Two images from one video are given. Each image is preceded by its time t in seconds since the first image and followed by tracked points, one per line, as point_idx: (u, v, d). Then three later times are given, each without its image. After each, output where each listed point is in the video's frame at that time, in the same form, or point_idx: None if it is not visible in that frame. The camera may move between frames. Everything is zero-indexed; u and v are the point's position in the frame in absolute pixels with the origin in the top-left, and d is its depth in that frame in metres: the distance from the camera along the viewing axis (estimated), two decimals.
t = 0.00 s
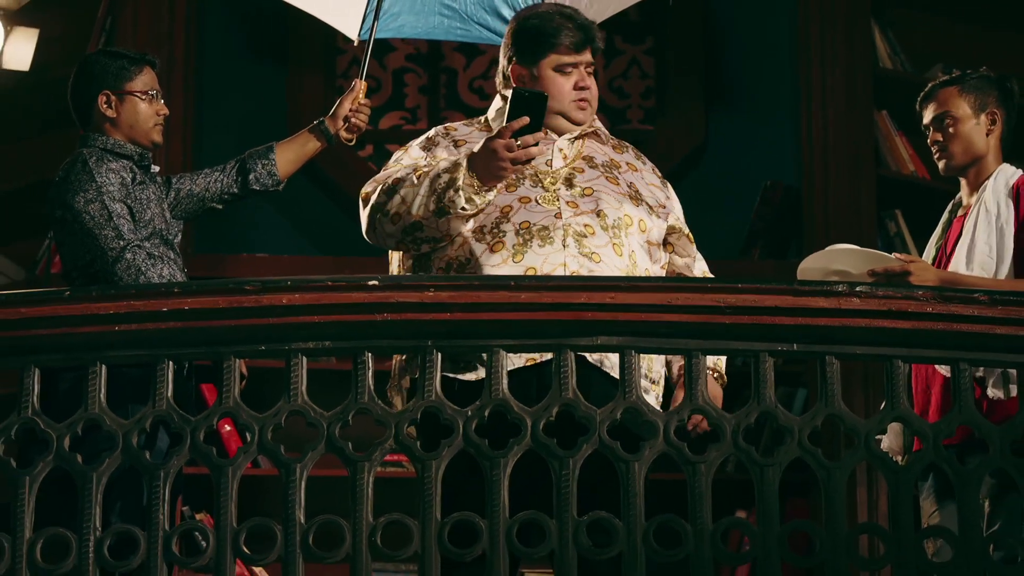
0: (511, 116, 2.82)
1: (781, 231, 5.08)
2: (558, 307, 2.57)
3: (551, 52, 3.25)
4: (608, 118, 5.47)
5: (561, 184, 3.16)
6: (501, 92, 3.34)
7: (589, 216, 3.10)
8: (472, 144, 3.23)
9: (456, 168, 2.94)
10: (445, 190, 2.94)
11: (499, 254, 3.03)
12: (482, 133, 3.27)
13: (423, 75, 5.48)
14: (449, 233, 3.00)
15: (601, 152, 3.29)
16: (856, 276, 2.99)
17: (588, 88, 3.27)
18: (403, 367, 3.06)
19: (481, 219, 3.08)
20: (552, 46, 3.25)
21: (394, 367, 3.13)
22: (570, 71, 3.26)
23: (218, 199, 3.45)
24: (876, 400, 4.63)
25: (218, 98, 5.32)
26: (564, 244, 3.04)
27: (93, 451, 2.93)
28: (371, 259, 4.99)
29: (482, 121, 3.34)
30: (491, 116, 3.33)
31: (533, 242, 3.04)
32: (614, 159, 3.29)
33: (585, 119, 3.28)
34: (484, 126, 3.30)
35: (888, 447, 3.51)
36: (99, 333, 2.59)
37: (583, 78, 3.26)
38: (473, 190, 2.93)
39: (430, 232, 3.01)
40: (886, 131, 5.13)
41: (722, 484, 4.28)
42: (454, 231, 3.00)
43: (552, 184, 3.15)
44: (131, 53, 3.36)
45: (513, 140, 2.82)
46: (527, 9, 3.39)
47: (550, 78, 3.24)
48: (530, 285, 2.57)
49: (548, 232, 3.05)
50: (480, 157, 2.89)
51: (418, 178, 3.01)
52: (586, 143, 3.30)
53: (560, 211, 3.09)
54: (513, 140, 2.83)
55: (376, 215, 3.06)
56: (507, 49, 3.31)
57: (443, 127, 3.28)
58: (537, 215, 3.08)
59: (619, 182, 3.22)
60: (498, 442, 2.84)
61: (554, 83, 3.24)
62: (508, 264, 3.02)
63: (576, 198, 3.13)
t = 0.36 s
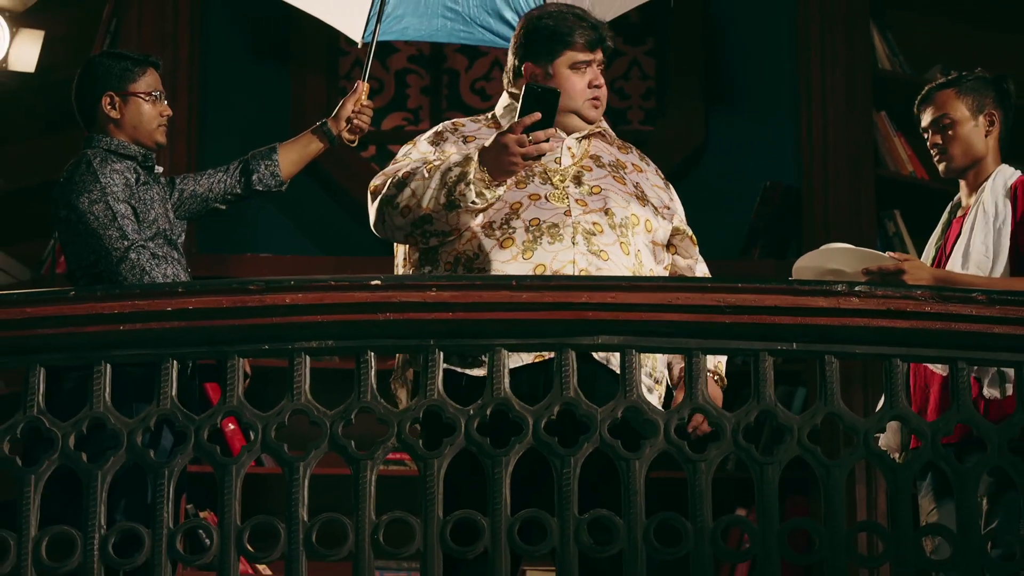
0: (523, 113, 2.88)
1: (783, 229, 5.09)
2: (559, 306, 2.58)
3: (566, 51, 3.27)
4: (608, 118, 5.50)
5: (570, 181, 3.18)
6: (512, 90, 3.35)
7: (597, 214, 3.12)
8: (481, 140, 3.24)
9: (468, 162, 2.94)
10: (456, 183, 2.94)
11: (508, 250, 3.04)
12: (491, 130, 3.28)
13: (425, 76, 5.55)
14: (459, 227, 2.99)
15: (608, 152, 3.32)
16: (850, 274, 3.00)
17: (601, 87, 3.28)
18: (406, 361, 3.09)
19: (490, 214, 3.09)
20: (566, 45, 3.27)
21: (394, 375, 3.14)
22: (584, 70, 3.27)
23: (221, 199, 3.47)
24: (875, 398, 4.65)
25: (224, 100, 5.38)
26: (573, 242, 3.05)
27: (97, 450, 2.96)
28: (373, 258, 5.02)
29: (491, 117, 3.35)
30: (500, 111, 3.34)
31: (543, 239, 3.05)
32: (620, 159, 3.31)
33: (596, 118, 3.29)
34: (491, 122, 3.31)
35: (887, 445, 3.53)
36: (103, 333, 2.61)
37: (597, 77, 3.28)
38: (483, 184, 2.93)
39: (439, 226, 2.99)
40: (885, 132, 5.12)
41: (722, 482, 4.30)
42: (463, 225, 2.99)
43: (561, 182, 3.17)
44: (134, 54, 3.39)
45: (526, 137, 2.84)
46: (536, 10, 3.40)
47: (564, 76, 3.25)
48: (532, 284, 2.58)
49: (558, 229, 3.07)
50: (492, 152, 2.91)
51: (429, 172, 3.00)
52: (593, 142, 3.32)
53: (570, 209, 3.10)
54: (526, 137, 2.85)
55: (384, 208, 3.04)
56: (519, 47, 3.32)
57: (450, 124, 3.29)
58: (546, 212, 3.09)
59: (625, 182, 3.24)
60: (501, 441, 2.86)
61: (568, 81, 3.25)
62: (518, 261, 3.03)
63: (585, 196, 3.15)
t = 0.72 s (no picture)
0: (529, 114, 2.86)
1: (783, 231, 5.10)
2: (560, 309, 2.58)
3: (567, 52, 3.25)
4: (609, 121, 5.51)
5: (573, 183, 3.19)
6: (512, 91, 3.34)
7: (601, 215, 3.13)
8: (483, 141, 3.25)
9: (473, 163, 2.94)
10: (463, 184, 2.93)
11: (514, 251, 3.05)
12: (493, 131, 3.29)
13: (426, 79, 5.56)
14: (464, 228, 2.99)
15: (608, 153, 3.32)
16: (852, 277, 3.00)
17: (603, 88, 3.26)
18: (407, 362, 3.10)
19: (495, 215, 3.09)
20: (567, 46, 3.25)
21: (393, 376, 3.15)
22: (586, 71, 3.26)
23: (222, 202, 3.48)
24: (877, 400, 4.66)
25: (228, 101, 5.42)
26: (578, 243, 3.06)
27: (99, 453, 2.97)
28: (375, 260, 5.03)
29: (492, 117, 3.35)
30: (501, 109, 3.35)
31: (548, 240, 3.06)
32: (620, 161, 3.32)
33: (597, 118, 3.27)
34: (492, 123, 3.31)
35: (888, 447, 3.53)
36: (104, 335, 2.60)
37: (599, 78, 3.26)
38: (489, 185, 2.93)
39: (443, 227, 3.00)
40: (886, 134, 5.12)
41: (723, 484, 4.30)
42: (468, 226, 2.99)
43: (564, 183, 3.17)
44: (136, 57, 3.39)
45: (531, 138, 2.83)
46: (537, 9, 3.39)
47: (565, 77, 3.24)
48: (534, 287, 2.58)
49: (563, 229, 3.07)
50: (496, 154, 2.91)
51: (434, 172, 3.00)
52: (593, 144, 3.32)
53: (574, 210, 3.11)
54: (532, 138, 2.84)
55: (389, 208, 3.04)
56: (519, 49, 3.31)
57: (452, 124, 3.29)
58: (551, 213, 3.10)
59: (627, 184, 3.25)
60: (501, 444, 2.87)
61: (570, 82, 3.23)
62: (523, 262, 3.03)
63: (588, 197, 3.16)
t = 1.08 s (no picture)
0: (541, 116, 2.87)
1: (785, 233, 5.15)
2: (564, 311, 2.58)
3: (548, 58, 3.28)
4: (615, 124, 5.48)
5: (566, 189, 3.20)
6: (490, 95, 3.34)
7: (597, 221, 3.15)
8: (472, 146, 3.21)
9: (479, 160, 2.93)
10: (468, 181, 2.92)
11: (517, 253, 3.04)
12: (479, 135, 3.26)
13: (431, 80, 5.61)
14: (465, 228, 2.96)
15: (592, 162, 3.34)
16: (858, 280, 3.00)
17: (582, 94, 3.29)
18: (406, 364, 3.12)
19: (495, 216, 3.09)
20: (548, 52, 3.28)
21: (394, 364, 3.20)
22: (565, 77, 3.29)
23: (228, 203, 3.48)
24: (881, 403, 4.66)
25: (233, 102, 5.45)
26: (580, 246, 3.06)
27: (105, 455, 2.97)
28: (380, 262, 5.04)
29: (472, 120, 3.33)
30: (481, 113, 3.32)
31: (550, 242, 3.06)
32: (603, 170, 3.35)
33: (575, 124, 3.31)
34: (476, 127, 3.28)
35: (893, 450, 3.53)
36: (110, 336, 2.61)
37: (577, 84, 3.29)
38: (495, 185, 2.92)
39: (443, 226, 2.97)
40: (891, 138, 5.13)
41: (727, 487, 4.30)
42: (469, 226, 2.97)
43: (558, 189, 3.18)
44: (142, 59, 3.40)
45: (540, 140, 2.85)
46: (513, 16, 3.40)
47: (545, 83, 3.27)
48: (539, 289, 2.58)
49: (564, 232, 3.07)
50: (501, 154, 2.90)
51: (438, 169, 2.98)
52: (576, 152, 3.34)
53: (573, 215, 3.12)
54: (541, 141, 2.85)
55: (388, 204, 3.00)
56: (499, 55, 3.31)
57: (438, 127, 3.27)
58: (552, 216, 3.10)
59: (613, 194, 3.28)
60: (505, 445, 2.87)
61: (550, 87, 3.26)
62: (526, 263, 3.03)
63: (582, 203, 3.17)
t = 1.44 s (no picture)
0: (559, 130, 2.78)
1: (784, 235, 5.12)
2: (564, 315, 2.57)
3: (541, 63, 3.26)
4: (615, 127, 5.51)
5: (565, 201, 3.22)
6: (479, 98, 3.32)
7: (599, 236, 3.19)
8: (473, 151, 3.18)
9: (498, 169, 2.82)
10: (486, 191, 2.82)
11: (531, 263, 3.04)
12: (476, 138, 3.23)
13: (431, 84, 5.62)
14: (476, 236, 2.88)
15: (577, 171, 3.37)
16: (858, 284, 2.99)
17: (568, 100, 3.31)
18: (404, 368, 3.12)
19: (507, 225, 3.07)
20: (542, 57, 3.26)
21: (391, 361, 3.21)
22: (556, 83, 3.29)
23: (228, 206, 3.49)
24: (882, 406, 4.66)
25: (233, 104, 5.44)
26: (589, 261, 3.10)
27: (106, 458, 2.97)
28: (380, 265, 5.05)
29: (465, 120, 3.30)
30: (474, 114, 3.29)
31: (563, 255, 3.07)
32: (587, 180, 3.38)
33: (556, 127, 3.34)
34: (472, 128, 3.25)
35: (892, 453, 3.53)
36: (111, 340, 2.60)
37: (565, 90, 3.31)
38: (511, 196, 2.81)
39: (455, 232, 2.87)
40: (891, 140, 5.14)
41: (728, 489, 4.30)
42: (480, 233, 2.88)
43: (558, 200, 3.20)
44: (142, 62, 3.39)
45: (559, 154, 2.74)
46: (505, 19, 3.37)
47: (537, 88, 3.27)
48: (539, 292, 2.57)
49: (575, 245, 3.10)
50: (517, 164, 2.79)
51: (455, 174, 2.88)
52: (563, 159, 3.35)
53: (579, 228, 3.15)
54: (560, 154, 2.74)
55: (400, 206, 2.91)
56: (491, 58, 3.30)
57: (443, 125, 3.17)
58: (563, 228, 3.12)
59: (602, 206, 3.33)
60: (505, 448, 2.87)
61: (541, 93, 3.27)
62: (540, 275, 3.04)
63: (583, 217, 3.21)
